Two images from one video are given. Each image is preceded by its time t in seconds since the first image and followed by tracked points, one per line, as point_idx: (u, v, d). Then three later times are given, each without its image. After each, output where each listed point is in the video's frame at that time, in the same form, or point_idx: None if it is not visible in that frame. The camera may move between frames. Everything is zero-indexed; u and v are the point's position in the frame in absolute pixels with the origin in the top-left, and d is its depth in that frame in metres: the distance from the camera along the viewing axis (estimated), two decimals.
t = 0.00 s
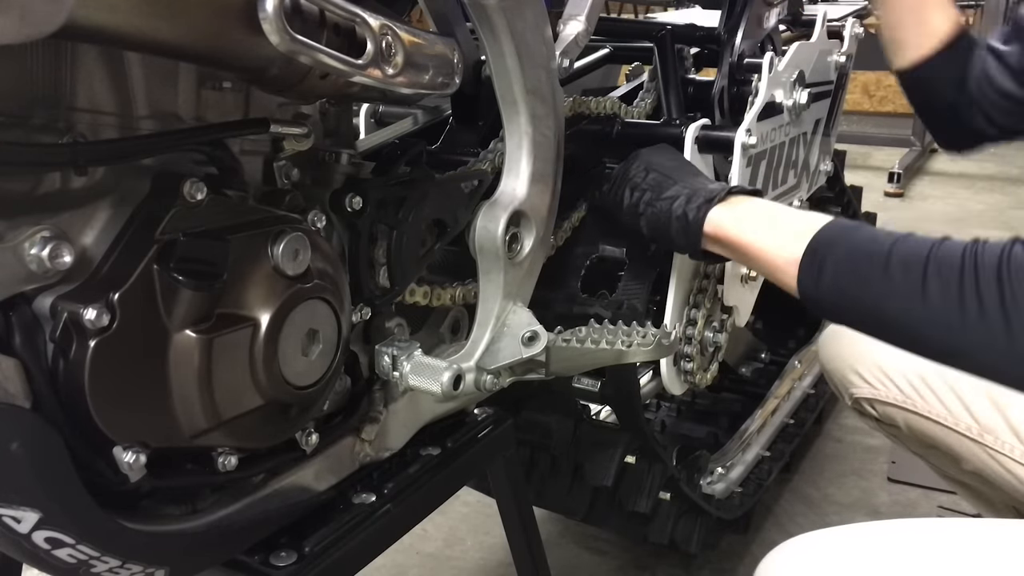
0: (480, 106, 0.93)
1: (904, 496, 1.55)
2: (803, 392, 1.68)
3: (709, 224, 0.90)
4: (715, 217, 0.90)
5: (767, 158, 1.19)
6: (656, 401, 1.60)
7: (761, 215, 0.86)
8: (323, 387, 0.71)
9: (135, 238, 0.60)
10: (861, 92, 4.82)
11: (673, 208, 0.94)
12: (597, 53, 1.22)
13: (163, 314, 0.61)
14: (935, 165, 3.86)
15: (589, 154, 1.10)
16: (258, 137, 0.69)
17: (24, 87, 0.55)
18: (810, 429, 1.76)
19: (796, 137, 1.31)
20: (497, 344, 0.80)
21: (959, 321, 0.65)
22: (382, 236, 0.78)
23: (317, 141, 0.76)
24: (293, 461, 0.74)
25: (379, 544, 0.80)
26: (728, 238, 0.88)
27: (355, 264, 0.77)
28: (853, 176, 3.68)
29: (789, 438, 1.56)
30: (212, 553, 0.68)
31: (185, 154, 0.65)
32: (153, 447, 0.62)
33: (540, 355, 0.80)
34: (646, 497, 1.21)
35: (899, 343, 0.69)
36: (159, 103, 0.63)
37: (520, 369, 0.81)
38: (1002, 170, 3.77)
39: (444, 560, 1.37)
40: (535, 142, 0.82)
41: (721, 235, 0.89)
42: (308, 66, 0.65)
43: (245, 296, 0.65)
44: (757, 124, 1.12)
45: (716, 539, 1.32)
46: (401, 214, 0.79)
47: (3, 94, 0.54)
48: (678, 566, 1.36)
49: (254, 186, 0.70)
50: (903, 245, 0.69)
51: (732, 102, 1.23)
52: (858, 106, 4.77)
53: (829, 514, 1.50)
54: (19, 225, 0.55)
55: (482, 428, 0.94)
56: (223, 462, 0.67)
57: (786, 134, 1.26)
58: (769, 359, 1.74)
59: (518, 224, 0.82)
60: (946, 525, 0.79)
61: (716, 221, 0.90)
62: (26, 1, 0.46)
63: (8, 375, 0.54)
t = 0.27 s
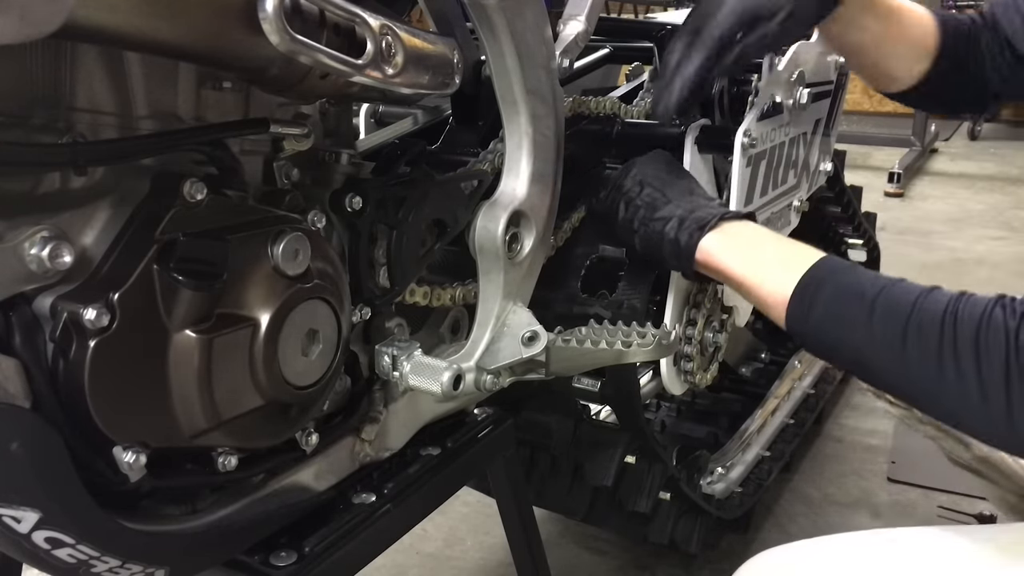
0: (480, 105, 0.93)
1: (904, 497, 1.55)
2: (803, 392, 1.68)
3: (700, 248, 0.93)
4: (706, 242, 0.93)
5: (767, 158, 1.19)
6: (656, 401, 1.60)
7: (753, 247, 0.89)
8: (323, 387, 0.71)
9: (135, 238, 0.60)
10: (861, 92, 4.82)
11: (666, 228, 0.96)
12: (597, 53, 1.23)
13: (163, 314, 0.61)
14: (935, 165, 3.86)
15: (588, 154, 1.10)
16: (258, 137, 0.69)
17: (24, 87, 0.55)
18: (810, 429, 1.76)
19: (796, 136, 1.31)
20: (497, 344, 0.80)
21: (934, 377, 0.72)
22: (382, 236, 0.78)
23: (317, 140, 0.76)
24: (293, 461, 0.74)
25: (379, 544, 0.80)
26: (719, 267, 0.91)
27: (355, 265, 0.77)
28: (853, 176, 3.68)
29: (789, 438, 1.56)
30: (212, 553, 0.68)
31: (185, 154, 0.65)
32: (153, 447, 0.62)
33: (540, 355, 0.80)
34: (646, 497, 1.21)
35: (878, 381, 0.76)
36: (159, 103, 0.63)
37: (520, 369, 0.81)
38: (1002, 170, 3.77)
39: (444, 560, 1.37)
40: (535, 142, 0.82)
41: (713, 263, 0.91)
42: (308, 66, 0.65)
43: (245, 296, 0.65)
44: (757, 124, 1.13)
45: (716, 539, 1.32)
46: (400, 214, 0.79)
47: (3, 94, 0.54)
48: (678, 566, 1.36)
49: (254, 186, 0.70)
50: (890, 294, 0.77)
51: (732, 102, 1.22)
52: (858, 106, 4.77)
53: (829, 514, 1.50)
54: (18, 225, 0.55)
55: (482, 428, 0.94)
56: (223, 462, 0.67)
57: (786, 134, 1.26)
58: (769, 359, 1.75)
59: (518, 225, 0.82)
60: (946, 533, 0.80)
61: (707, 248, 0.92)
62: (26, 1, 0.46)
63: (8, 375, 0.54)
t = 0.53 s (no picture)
0: (480, 106, 0.93)
1: (904, 497, 1.55)
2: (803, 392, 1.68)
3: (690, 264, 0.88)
4: (697, 259, 0.88)
5: (767, 158, 1.20)
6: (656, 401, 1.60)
7: (750, 266, 0.82)
8: (323, 387, 0.71)
9: (135, 238, 0.60)
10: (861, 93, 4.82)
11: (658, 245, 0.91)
12: (597, 53, 1.22)
13: (163, 314, 0.61)
14: (935, 165, 3.86)
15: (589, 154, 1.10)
16: (258, 137, 0.69)
17: (24, 86, 0.55)
18: (810, 429, 1.76)
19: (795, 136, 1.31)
20: (497, 344, 0.80)
21: (908, 409, 0.67)
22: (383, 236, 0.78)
23: (317, 141, 0.76)
24: (293, 462, 0.74)
25: (379, 544, 0.80)
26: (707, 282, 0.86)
27: (355, 264, 0.77)
28: (853, 176, 3.68)
29: (789, 438, 1.56)
30: (212, 554, 0.68)
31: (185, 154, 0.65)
32: (153, 447, 0.62)
33: (540, 355, 0.80)
34: (646, 497, 1.21)
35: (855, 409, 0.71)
36: (159, 103, 0.63)
37: (521, 369, 0.81)
38: (1003, 171, 3.76)
39: (445, 560, 1.37)
40: (535, 142, 0.82)
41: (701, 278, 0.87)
42: (309, 66, 0.65)
43: (245, 296, 0.65)
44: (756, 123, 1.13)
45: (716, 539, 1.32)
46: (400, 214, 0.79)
47: (3, 93, 0.54)
48: (678, 566, 1.36)
49: (254, 186, 0.70)
50: (877, 330, 0.69)
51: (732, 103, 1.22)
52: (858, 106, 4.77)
53: (829, 514, 1.50)
54: (19, 225, 0.55)
55: (483, 428, 0.94)
56: (223, 462, 0.67)
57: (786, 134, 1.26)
58: (769, 359, 1.75)
59: (518, 225, 0.82)
60: (945, 541, 0.81)
61: (698, 263, 0.87)
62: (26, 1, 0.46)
63: (8, 375, 0.54)
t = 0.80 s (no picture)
0: (480, 106, 0.93)
1: (904, 497, 1.55)
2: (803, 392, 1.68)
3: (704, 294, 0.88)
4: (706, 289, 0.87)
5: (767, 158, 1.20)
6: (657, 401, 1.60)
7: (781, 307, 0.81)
8: (323, 387, 0.71)
9: (134, 238, 0.59)
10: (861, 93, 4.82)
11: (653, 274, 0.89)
12: (597, 53, 1.22)
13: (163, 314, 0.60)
14: (935, 165, 3.86)
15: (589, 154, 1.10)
16: (258, 138, 0.70)
17: (24, 86, 0.55)
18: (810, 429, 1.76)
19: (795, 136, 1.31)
20: (498, 344, 0.80)
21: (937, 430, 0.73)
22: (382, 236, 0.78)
23: (317, 141, 0.76)
24: (293, 462, 0.74)
25: (379, 544, 0.80)
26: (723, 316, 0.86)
27: (355, 264, 0.77)
28: (853, 176, 3.68)
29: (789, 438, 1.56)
30: (211, 554, 0.68)
31: (185, 154, 0.65)
32: (153, 447, 0.62)
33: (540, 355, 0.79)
34: (646, 497, 1.21)
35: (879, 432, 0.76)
36: (159, 104, 0.63)
37: (521, 369, 0.81)
38: (1003, 170, 3.76)
39: (445, 560, 1.37)
40: (535, 142, 0.82)
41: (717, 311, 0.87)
42: (309, 66, 0.65)
43: (245, 296, 0.65)
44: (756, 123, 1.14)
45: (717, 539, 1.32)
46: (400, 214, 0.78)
47: (3, 93, 0.54)
48: (678, 566, 1.36)
49: (254, 187, 0.70)
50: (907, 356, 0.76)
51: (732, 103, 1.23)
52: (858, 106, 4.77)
53: (829, 514, 1.50)
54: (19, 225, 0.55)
55: (482, 428, 0.94)
56: (223, 462, 0.67)
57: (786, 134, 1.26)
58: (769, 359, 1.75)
59: (518, 225, 0.82)
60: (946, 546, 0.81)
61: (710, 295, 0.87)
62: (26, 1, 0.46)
63: (8, 375, 0.54)
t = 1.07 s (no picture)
0: (480, 106, 0.93)
1: (904, 497, 1.55)
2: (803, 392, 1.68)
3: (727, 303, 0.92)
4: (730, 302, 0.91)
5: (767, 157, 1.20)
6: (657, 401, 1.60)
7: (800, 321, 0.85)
8: (323, 387, 0.71)
9: (134, 238, 0.59)
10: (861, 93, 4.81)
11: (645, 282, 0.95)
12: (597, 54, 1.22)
13: (163, 314, 0.61)
14: (935, 165, 3.86)
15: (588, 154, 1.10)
16: (258, 138, 0.70)
17: (24, 86, 0.55)
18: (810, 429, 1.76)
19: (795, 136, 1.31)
20: (498, 344, 0.80)
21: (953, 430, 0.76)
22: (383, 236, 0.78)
23: (317, 141, 0.76)
24: (293, 461, 0.74)
25: (379, 544, 0.80)
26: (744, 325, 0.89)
27: (355, 264, 0.77)
28: (853, 176, 3.68)
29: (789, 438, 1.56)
30: (211, 553, 0.68)
31: (186, 154, 0.65)
32: (153, 447, 0.62)
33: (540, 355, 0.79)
34: (646, 496, 1.21)
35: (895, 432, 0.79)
36: (159, 104, 0.63)
37: (521, 369, 0.81)
38: (1003, 171, 3.76)
39: (444, 560, 1.37)
40: (536, 142, 0.82)
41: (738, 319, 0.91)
42: (309, 66, 0.65)
43: (245, 296, 0.65)
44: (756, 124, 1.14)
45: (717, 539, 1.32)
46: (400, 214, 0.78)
47: (4, 93, 0.54)
48: (678, 566, 1.36)
49: (255, 186, 0.70)
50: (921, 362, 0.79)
51: (732, 103, 1.23)
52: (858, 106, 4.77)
53: (829, 514, 1.50)
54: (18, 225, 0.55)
55: (482, 428, 0.94)
56: (223, 462, 0.67)
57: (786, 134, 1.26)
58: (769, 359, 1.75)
59: (518, 225, 0.82)
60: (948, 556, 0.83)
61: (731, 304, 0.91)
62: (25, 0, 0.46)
63: (8, 375, 0.54)
